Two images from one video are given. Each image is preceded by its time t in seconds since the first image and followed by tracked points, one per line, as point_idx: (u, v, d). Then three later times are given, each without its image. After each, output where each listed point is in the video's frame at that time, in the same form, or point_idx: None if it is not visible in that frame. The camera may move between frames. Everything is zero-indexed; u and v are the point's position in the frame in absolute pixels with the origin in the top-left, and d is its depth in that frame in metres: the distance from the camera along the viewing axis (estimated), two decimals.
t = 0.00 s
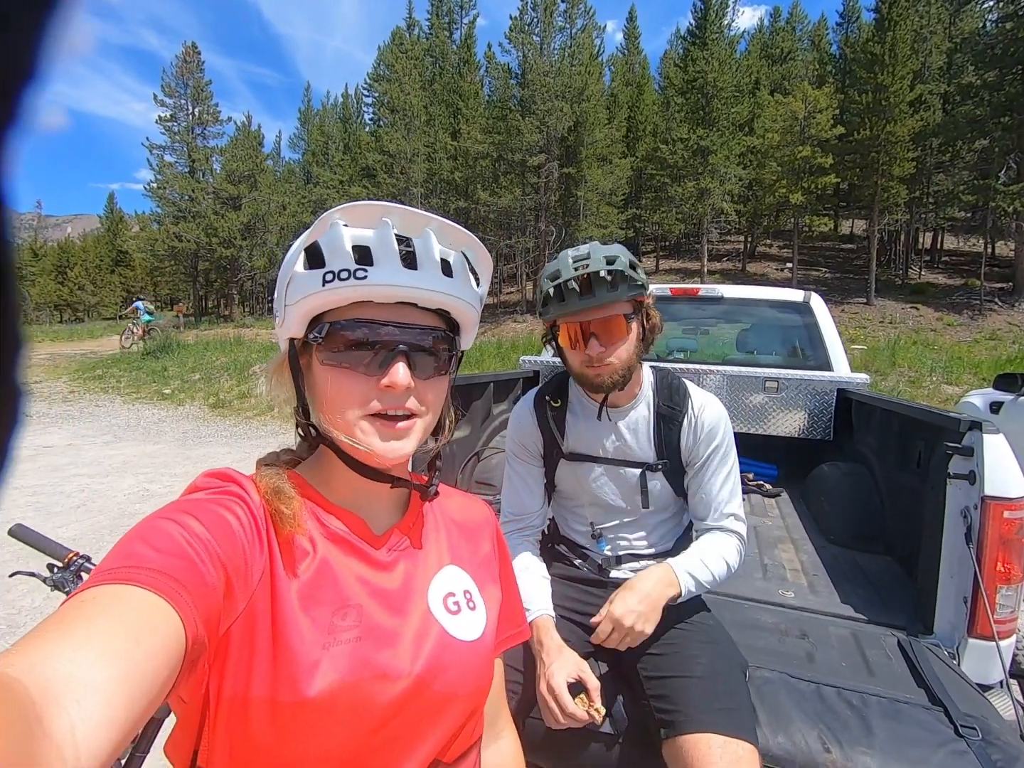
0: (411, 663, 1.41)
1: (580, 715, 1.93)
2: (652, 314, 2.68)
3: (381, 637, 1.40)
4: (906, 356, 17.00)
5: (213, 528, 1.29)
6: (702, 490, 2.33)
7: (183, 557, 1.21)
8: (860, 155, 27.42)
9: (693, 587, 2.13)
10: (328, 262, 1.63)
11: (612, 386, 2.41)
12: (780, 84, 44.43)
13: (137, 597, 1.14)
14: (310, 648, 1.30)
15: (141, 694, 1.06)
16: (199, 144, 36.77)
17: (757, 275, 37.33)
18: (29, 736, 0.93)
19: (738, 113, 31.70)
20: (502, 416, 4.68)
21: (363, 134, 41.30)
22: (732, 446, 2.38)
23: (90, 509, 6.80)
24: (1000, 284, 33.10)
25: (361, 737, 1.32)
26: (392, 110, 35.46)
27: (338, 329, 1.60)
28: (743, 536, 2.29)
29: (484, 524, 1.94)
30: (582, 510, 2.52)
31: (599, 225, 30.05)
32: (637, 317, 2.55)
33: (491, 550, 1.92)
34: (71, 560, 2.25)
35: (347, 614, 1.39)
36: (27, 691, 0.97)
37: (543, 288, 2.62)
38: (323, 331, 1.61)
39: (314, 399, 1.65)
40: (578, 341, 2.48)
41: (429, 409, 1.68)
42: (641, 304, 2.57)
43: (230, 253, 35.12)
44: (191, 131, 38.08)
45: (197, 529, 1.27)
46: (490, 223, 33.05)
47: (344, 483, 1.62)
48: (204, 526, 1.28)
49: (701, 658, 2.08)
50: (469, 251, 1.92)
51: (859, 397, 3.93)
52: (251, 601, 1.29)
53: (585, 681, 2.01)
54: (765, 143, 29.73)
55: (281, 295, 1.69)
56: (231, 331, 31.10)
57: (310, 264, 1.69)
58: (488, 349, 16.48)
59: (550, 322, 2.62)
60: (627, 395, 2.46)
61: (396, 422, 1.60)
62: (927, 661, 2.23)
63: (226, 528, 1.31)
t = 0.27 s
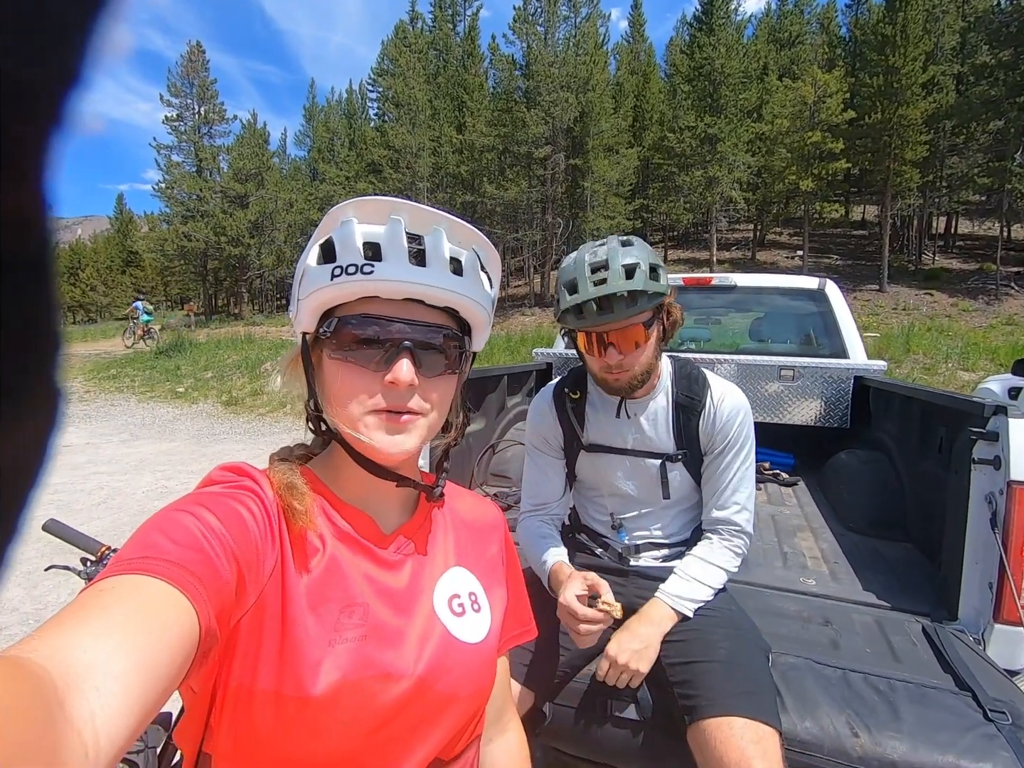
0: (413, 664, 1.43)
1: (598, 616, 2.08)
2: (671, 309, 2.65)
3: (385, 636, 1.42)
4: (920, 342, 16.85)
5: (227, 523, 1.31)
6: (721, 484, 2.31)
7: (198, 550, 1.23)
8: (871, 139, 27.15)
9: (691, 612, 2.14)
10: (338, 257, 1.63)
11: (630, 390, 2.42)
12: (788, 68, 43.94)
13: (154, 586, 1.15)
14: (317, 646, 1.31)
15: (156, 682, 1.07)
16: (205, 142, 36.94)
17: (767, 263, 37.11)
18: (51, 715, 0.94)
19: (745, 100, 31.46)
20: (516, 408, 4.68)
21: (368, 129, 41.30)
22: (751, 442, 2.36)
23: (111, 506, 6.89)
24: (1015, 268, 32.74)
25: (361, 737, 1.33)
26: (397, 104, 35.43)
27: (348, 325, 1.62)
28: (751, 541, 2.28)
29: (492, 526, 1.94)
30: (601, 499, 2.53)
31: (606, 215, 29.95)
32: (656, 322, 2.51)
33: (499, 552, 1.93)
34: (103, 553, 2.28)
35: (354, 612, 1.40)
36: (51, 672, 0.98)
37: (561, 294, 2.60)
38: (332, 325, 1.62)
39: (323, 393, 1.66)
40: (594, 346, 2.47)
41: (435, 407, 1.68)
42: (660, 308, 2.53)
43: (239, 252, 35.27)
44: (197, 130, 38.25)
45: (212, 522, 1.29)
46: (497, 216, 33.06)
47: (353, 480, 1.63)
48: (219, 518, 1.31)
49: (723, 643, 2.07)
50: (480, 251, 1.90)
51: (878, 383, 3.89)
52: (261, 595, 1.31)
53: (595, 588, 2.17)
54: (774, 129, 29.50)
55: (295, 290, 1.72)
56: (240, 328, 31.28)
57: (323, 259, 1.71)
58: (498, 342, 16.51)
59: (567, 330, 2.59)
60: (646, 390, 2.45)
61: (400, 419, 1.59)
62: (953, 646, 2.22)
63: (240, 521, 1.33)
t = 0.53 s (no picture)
0: (415, 661, 1.42)
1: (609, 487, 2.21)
2: (684, 299, 2.61)
3: (387, 634, 1.41)
4: (929, 330, 16.70)
5: (225, 524, 1.30)
6: (734, 478, 2.28)
7: (197, 552, 1.22)
8: (878, 125, 26.82)
9: (703, 611, 2.12)
10: (338, 253, 1.62)
11: (642, 379, 2.39)
12: (792, 55, 43.46)
13: (152, 590, 1.14)
14: (319, 646, 1.31)
15: (158, 685, 1.07)
16: (208, 143, 36.96)
17: (773, 252, 36.84)
18: (52, 724, 0.93)
19: (749, 88, 31.13)
20: (523, 403, 4.66)
21: (370, 125, 41.16)
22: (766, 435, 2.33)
23: (122, 506, 6.94)
24: None
25: (365, 734, 1.33)
26: (398, 100, 35.29)
27: (347, 322, 1.60)
28: (762, 536, 2.25)
29: (490, 521, 1.93)
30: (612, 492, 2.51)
31: (609, 208, 29.75)
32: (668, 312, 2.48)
33: (497, 545, 1.92)
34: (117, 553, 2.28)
35: (355, 612, 1.40)
36: (48, 683, 0.97)
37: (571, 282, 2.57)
38: (332, 322, 1.61)
39: (323, 392, 1.64)
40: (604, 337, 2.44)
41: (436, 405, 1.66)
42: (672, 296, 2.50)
43: (243, 251, 35.30)
44: (199, 130, 38.26)
45: (210, 523, 1.28)
46: (500, 210, 32.94)
47: (351, 477, 1.62)
48: (217, 521, 1.29)
49: (736, 637, 2.06)
50: (479, 246, 1.89)
51: (888, 372, 3.85)
52: (261, 596, 1.30)
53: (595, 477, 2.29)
54: (779, 117, 29.22)
55: (293, 288, 1.70)
56: (246, 327, 31.36)
57: (322, 255, 1.69)
58: (504, 337, 16.47)
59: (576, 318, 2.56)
60: (657, 381, 2.43)
61: (402, 415, 1.59)
62: (969, 636, 2.20)
63: (239, 522, 1.32)
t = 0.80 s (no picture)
0: (421, 648, 1.41)
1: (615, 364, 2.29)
2: (694, 288, 2.54)
3: (391, 623, 1.39)
4: (937, 322, 16.56)
5: (218, 520, 1.27)
6: (741, 477, 2.24)
7: (191, 552, 1.20)
8: (885, 116, 26.54)
9: (707, 612, 2.09)
10: (327, 239, 1.58)
11: (654, 367, 2.35)
12: (798, 45, 43.05)
13: (145, 594, 1.13)
14: (322, 636, 1.30)
15: (156, 688, 1.06)
16: (211, 140, 36.96)
17: (778, 245, 36.60)
18: (42, 737, 0.92)
19: (754, 79, 30.90)
20: (525, 399, 4.62)
21: (373, 121, 41.09)
22: (774, 433, 2.29)
23: (128, 504, 6.96)
24: None
25: (374, 720, 1.33)
26: (401, 95, 35.17)
27: (339, 309, 1.57)
28: (768, 537, 2.22)
29: (490, 503, 1.89)
30: (616, 490, 2.47)
31: (613, 202, 29.59)
32: (678, 293, 2.43)
33: (498, 524, 1.89)
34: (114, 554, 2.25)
35: (358, 602, 1.38)
36: (39, 695, 0.96)
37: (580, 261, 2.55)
38: (324, 310, 1.56)
39: (315, 382, 1.60)
40: (614, 315, 2.42)
41: (434, 387, 1.63)
42: (681, 278, 2.45)
43: (248, 248, 35.35)
44: (203, 127, 38.28)
45: (203, 522, 1.25)
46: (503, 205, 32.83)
47: (346, 465, 1.58)
48: (210, 519, 1.27)
49: (742, 639, 2.02)
50: (470, 227, 1.85)
51: (894, 366, 3.80)
52: (261, 592, 1.28)
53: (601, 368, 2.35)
54: (785, 108, 28.96)
55: (282, 277, 1.66)
56: (250, 325, 31.43)
57: (310, 242, 1.65)
58: (507, 333, 16.43)
59: (585, 299, 2.56)
60: (666, 375, 2.38)
61: (398, 401, 1.55)
62: (978, 635, 2.16)
63: (233, 518, 1.29)
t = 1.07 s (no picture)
0: (429, 633, 1.39)
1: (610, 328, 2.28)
2: (693, 281, 2.52)
3: (396, 611, 1.37)
4: (951, 320, 16.34)
5: (215, 518, 1.24)
6: (743, 478, 2.19)
7: (188, 550, 1.17)
8: (897, 111, 26.19)
9: (707, 617, 2.04)
10: (341, 224, 1.51)
11: (647, 361, 2.29)
12: (808, 41, 42.65)
13: (142, 595, 1.10)
14: (327, 626, 1.27)
15: (159, 689, 1.05)
16: (222, 142, 37.27)
17: (788, 243, 36.29)
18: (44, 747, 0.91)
19: (763, 75, 30.60)
20: (528, 397, 4.58)
21: (381, 121, 41.14)
22: (778, 434, 2.24)
23: (135, 502, 6.99)
24: None
25: (384, 708, 1.32)
26: (409, 94, 35.23)
27: (349, 299, 1.51)
28: (770, 540, 2.16)
29: (487, 485, 1.87)
30: (614, 491, 2.43)
31: (621, 200, 29.44)
32: (676, 278, 2.40)
33: (495, 504, 1.86)
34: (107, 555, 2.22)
35: (362, 592, 1.35)
36: (40, 704, 0.94)
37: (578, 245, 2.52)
38: (337, 297, 1.50)
39: (322, 371, 1.54)
40: (612, 299, 2.39)
41: (443, 375, 1.62)
42: (679, 265, 2.41)
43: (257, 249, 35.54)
44: (213, 128, 38.58)
45: (199, 520, 1.22)
46: (511, 205, 32.82)
47: (345, 456, 1.55)
48: (207, 516, 1.24)
49: (742, 645, 1.98)
50: (472, 216, 1.84)
51: (904, 364, 3.72)
52: (262, 588, 1.26)
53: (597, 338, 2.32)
54: (795, 104, 28.71)
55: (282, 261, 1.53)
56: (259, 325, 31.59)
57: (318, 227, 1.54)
58: (514, 332, 16.38)
59: (582, 285, 2.52)
60: (666, 373, 2.33)
61: (415, 388, 1.52)
62: (987, 642, 2.10)
63: (230, 515, 1.26)
